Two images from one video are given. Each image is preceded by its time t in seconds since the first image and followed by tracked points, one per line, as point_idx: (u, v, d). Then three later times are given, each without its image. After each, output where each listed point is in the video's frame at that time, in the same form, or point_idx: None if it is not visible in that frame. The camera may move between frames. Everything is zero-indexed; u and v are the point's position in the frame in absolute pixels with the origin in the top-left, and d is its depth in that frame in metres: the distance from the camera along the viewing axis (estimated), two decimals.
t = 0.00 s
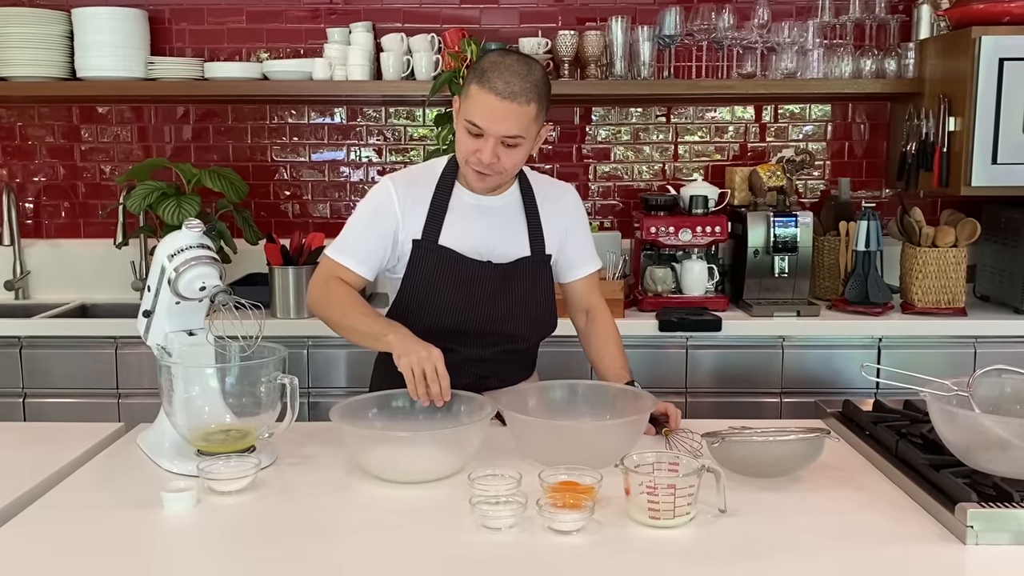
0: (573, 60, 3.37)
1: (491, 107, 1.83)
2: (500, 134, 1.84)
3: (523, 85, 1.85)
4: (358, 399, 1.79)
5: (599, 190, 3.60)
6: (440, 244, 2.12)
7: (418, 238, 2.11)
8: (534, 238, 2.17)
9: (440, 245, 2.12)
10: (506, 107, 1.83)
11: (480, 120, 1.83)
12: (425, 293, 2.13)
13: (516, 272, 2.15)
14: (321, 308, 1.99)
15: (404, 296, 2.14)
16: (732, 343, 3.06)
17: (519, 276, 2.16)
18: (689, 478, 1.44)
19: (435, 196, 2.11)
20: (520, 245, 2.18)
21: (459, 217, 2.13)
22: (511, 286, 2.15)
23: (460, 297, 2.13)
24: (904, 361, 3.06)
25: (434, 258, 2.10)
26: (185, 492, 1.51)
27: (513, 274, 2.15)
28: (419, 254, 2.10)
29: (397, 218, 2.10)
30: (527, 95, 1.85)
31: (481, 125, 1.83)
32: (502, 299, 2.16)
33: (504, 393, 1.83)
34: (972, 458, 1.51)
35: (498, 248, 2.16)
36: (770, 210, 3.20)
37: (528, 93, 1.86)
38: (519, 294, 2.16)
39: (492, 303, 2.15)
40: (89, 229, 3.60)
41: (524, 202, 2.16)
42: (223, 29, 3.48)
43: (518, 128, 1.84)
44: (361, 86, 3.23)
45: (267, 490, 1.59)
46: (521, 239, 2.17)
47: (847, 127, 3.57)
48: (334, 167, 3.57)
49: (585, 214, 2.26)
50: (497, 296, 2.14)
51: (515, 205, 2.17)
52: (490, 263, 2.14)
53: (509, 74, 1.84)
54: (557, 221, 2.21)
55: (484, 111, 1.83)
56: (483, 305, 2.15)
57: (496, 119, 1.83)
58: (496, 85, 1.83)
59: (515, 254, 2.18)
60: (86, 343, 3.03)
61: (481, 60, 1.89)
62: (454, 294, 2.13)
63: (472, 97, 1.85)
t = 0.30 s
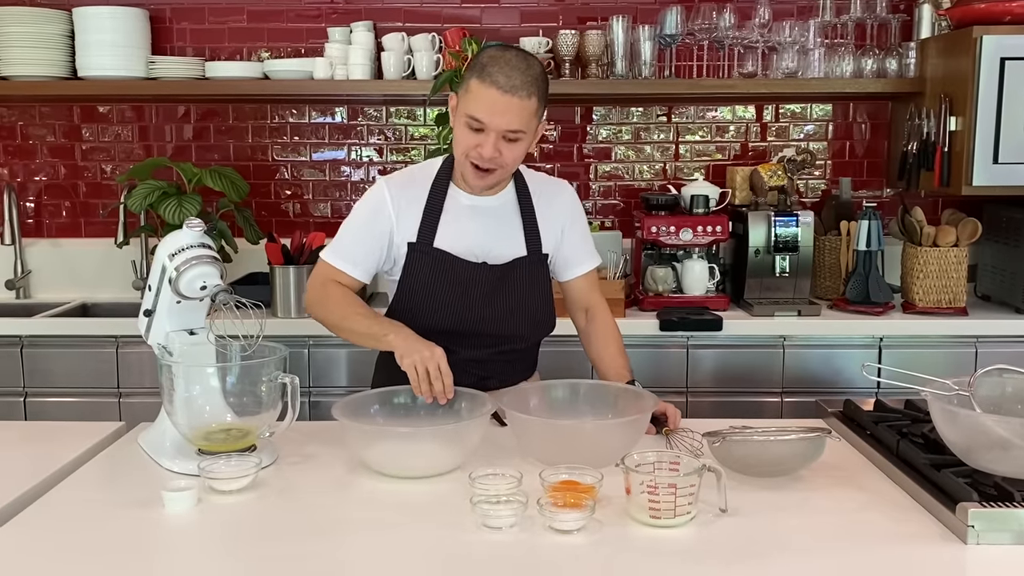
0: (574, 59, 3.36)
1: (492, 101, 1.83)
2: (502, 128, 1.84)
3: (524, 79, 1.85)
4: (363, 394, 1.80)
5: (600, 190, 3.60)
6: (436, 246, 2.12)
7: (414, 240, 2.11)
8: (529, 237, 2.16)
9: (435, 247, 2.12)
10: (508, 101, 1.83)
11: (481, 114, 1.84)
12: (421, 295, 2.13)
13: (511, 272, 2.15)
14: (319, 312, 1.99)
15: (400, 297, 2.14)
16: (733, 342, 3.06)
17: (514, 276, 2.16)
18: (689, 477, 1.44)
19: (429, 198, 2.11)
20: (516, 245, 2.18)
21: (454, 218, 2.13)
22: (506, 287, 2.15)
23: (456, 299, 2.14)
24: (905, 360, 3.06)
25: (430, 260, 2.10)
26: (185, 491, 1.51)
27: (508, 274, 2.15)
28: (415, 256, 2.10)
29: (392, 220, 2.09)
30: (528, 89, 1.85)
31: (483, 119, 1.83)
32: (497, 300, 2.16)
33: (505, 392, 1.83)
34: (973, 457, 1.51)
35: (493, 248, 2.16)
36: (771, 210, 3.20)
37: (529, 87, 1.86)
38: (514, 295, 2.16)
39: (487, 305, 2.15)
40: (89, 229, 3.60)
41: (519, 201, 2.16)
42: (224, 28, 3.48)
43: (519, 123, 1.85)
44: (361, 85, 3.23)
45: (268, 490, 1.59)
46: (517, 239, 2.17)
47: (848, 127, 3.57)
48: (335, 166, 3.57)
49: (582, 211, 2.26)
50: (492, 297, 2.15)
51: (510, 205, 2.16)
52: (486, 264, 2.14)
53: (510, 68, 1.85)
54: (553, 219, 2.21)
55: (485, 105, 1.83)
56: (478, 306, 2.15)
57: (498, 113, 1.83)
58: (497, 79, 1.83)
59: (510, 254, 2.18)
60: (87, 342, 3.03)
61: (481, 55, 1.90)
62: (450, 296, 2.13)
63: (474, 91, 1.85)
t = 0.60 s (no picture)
0: (574, 59, 3.36)
1: (522, 84, 1.84)
2: (531, 111, 1.84)
3: (552, 65, 1.87)
4: (364, 394, 1.80)
5: (601, 190, 3.60)
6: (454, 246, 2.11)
7: (432, 241, 2.10)
8: (543, 235, 2.17)
9: (454, 248, 2.11)
10: (537, 84, 1.84)
11: (511, 98, 1.84)
12: (439, 295, 2.12)
13: (529, 272, 2.14)
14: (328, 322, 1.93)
15: (415, 296, 2.14)
16: (734, 343, 3.06)
17: (532, 278, 2.15)
18: (690, 477, 1.44)
19: (445, 199, 2.10)
20: (531, 244, 2.18)
21: (471, 219, 2.13)
22: (524, 287, 2.15)
23: (473, 300, 2.12)
24: (906, 360, 3.06)
25: (450, 261, 2.09)
26: (187, 491, 1.51)
27: (526, 275, 2.14)
28: (435, 256, 2.08)
29: (410, 221, 2.08)
30: (557, 74, 1.87)
31: (513, 102, 1.84)
32: (515, 302, 2.15)
33: (507, 393, 1.83)
34: (974, 458, 1.51)
35: (508, 247, 2.16)
36: (772, 210, 3.20)
37: (557, 73, 1.88)
38: (531, 295, 2.15)
39: (504, 306, 2.15)
40: (90, 228, 3.60)
41: (531, 200, 2.17)
42: (225, 28, 3.49)
43: (548, 107, 1.86)
44: (362, 86, 3.23)
45: (269, 489, 1.59)
46: (530, 239, 2.17)
47: (849, 127, 3.56)
48: (335, 166, 3.57)
49: (587, 209, 2.28)
50: (509, 298, 2.14)
51: (523, 204, 2.17)
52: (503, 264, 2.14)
53: (538, 54, 1.87)
54: (563, 217, 2.22)
55: (515, 88, 1.84)
56: (496, 308, 2.15)
57: (528, 96, 1.84)
58: (526, 63, 1.85)
59: (525, 254, 2.18)
60: (88, 342, 3.03)
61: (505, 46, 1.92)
62: (468, 296, 2.12)
63: (502, 76, 1.86)
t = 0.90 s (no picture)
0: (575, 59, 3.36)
1: (552, 98, 1.83)
2: (559, 126, 1.84)
3: (584, 80, 1.87)
4: (367, 393, 1.80)
5: (602, 189, 3.60)
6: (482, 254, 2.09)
7: (461, 249, 2.08)
8: (563, 240, 2.17)
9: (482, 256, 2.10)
10: (568, 99, 1.84)
11: (540, 111, 1.84)
12: (464, 303, 2.11)
13: (553, 280, 2.14)
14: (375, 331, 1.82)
15: (439, 302, 2.13)
16: (735, 342, 3.06)
17: (556, 284, 2.15)
18: (691, 477, 1.44)
19: (473, 205, 2.07)
20: (551, 250, 2.18)
21: (497, 225, 2.11)
22: (549, 294, 2.15)
23: (499, 308, 2.12)
24: (907, 360, 3.06)
25: (479, 269, 2.07)
26: (187, 491, 1.51)
27: (551, 282, 2.14)
28: (464, 263, 2.07)
29: (443, 227, 2.03)
30: (587, 89, 1.87)
31: (542, 116, 1.84)
32: (539, 309, 2.15)
33: (507, 392, 1.82)
34: (975, 457, 1.51)
35: (531, 254, 2.16)
36: (774, 209, 3.20)
37: (588, 88, 1.88)
38: (555, 302, 2.16)
39: (527, 313, 2.15)
40: (91, 228, 3.60)
41: (551, 206, 2.17)
42: (226, 28, 3.49)
43: (577, 122, 1.86)
44: (363, 85, 3.24)
45: (270, 489, 1.59)
46: (550, 245, 2.17)
47: (850, 126, 3.56)
48: (336, 166, 3.57)
49: (598, 212, 2.29)
50: (534, 305, 2.14)
51: (542, 211, 2.16)
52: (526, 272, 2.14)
53: (570, 68, 1.86)
54: (578, 221, 2.23)
55: (545, 102, 1.84)
56: (519, 315, 2.15)
57: (557, 111, 1.83)
58: (558, 77, 1.84)
59: (546, 261, 2.18)
60: (89, 341, 3.03)
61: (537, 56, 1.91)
62: (494, 305, 2.12)
63: (533, 88, 1.85)
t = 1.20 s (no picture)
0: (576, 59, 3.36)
1: (557, 98, 1.83)
2: (565, 126, 1.84)
3: (588, 79, 1.86)
4: (368, 393, 1.80)
5: (603, 189, 3.60)
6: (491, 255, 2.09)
7: (470, 249, 2.07)
8: (570, 240, 2.17)
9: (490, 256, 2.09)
10: (573, 99, 1.83)
11: (546, 112, 1.84)
12: (472, 303, 2.11)
13: (561, 280, 2.15)
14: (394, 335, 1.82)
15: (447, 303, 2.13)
16: (736, 342, 3.06)
17: (563, 283, 2.15)
18: (692, 477, 1.44)
19: (481, 206, 2.07)
20: (558, 249, 2.18)
21: (506, 226, 2.10)
22: (557, 294, 2.15)
23: (507, 309, 2.12)
24: (908, 360, 3.06)
25: (488, 269, 2.07)
26: (189, 490, 1.51)
27: (559, 282, 2.14)
28: (473, 265, 2.06)
29: (452, 228, 2.02)
30: (592, 89, 1.87)
31: (547, 116, 1.84)
32: (547, 308, 2.16)
33: (507, 390, 1.82)
34: (976, 457, 1.51)
35: (538, 254, 2.16)
36: (775, 209, 3.21)
37: (593, 87, 1.87)
38: (563, 302, 2.17)
39: (535, 313, 2.15)
40: (93, 228, 3.60)
41: (556, 206, 2.17)
42: (227, 28, 3.49)
43: (582, 122, 1.86)
44: (364, 86, 3.24)
45: (271, 489, 1.59)
46: (556, 245, 2.17)
47: (851, 126, 3.56)
48: (337, 166, 3.57)
49: (602, 211, 2.29)
50: (543, 305, 2.14)
51: (549, 211, 2.16)
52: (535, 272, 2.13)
53: (576, 68, 1.86)
54: (582, 220, 2.23)
55: (550, 102, 1.83)
56: (527, 315, 2.15)
57: (563, 111, 1.83)
58: (563, 77, 1.84)
59: (552, 261, 2.18)
60: (90, 341, 3.03)
61: (542, 55, 1.91)
62: (503, 305, 2.11)
63: (538, 88, 1.85)
